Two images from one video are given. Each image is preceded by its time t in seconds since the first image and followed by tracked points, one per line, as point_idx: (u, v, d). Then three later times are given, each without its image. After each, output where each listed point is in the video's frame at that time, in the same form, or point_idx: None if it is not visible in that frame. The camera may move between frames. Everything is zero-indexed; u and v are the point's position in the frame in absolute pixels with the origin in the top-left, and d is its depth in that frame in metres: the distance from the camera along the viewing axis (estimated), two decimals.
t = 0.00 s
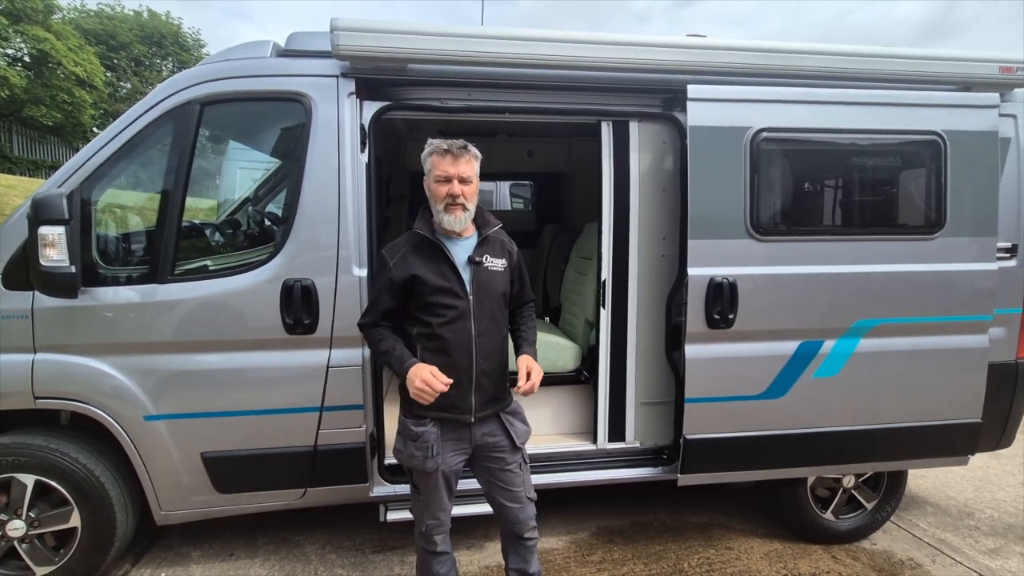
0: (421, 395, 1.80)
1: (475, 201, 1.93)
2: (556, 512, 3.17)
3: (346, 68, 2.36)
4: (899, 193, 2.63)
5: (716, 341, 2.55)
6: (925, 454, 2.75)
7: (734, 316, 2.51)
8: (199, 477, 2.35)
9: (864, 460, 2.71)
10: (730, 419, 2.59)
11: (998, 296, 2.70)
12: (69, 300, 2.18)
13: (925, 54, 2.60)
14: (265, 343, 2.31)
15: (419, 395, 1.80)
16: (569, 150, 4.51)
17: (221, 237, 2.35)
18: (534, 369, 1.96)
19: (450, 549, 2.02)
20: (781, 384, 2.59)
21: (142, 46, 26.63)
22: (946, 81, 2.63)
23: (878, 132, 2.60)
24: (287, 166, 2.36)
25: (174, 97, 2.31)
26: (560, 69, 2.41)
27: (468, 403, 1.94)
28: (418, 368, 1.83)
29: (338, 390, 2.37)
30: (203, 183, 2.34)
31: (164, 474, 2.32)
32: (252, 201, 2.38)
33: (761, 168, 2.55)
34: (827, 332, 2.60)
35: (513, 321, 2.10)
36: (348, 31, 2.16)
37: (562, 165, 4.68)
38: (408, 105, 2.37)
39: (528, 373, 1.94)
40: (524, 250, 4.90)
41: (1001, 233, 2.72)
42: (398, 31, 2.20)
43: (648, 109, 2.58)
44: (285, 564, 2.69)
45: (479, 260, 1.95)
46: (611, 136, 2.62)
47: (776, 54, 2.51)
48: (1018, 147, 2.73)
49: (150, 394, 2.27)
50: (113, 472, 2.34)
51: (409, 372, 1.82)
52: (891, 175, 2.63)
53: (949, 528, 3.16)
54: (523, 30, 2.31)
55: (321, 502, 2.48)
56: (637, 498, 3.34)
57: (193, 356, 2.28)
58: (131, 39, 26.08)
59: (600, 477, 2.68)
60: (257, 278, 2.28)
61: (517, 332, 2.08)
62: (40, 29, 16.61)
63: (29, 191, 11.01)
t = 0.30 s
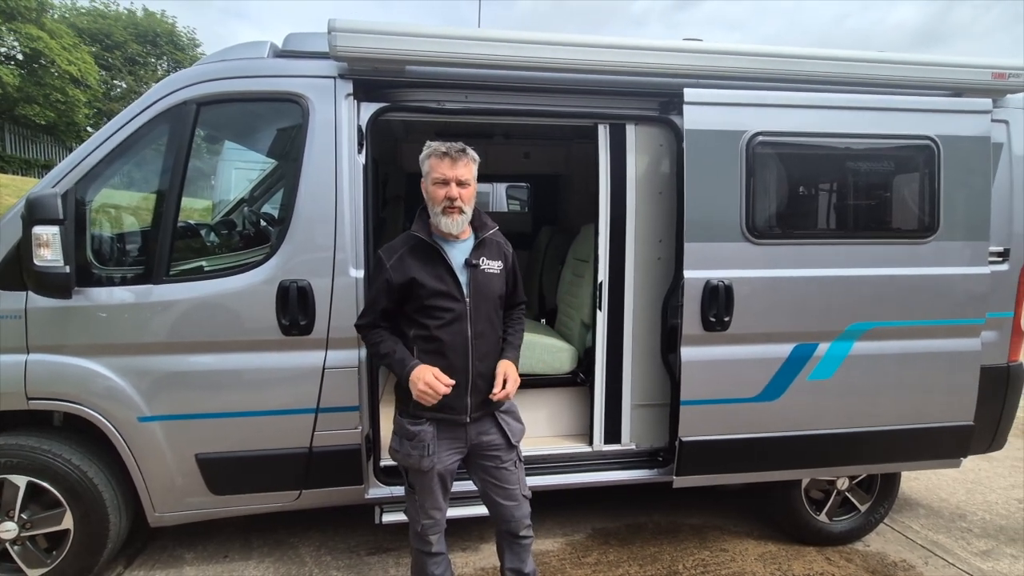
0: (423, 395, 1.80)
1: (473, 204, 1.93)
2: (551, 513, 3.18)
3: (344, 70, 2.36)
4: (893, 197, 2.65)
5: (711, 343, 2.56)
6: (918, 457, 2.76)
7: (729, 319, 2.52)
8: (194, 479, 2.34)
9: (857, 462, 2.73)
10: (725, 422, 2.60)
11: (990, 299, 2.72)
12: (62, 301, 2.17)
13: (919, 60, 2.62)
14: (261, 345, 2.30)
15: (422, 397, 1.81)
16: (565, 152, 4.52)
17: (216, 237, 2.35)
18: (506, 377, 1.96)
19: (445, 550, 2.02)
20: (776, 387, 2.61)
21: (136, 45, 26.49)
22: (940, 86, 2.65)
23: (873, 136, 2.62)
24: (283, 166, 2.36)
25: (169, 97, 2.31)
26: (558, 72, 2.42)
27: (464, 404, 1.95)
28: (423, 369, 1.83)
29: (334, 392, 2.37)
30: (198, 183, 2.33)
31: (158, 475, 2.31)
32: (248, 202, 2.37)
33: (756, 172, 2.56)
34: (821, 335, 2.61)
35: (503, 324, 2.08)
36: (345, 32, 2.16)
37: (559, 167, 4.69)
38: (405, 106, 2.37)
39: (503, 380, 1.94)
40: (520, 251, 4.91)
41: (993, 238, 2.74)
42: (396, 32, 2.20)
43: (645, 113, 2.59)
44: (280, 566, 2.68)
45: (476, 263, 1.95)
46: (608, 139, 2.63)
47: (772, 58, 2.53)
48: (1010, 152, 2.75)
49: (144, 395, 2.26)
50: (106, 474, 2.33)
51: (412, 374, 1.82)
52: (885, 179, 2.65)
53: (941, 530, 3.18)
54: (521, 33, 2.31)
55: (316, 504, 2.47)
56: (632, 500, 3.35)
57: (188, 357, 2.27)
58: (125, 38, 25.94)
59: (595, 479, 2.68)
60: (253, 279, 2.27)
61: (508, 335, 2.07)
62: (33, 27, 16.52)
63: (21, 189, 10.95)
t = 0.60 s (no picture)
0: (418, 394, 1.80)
1: (471, 203, 1.93)
2: (549, 512, 3.17)
3: (342, 67, 2.35)
4: (890, 196, 2.66)
5: (709, 342, 2.56)
6: (915, 454, 2.77)
7: (728, 317, 2.52)
8: (191, 479, 2.33)
9: (855, 460, 2.73)
10: (723, 420, 2.60)
11: (987, 298, 2.73)
12: (59, 299, 2.16)
13: (916, 59, 2.63)
14: (259, 344, 2.30)
15: (416, 394, 1.81)
16: (563, 151, 4.52)
17: (214, 236, 2.33)
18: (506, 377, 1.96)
19: (443, 549, 2.01)
20: (774, 385, 2.61)
21: (132, 44, 26.40)
22: (937, 85, 2.66)
23: (870, 135, 2.63)
24: (281, 165, 2.35)
25: (166, 95, 2.29)
26: (557, 70, 2.41)
27: (460, 402, 1.94)
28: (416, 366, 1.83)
29: (332, 390, 2.36)
30: (195, 182, 2.32)
31: (155, 475, 2.30)
32: (245, 201, 2.35)
33: (755, 171, 2.56)
34: (819, 333, 2.62)
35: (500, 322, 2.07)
36: (343, 30, 2.16)
37: (557, 166, 4.69)
38: (403, 104, 2.36)
39: (500, 379, 1.93)
40: (518, 250, 4.91)
41: (990, 236, 2.75)
42: (394, 30, 2.19)
43: (643, 111, 2.59)
44: (278, 566, 2.67)
45: (473, 262, 1.95)
46: (606, 137, 2.63)
47: (770, 57, 2.53)
48: (1006, 151, 2.77)
49: (141, 394, 2.24)
50: (103, 474, 2.31)
51: (407, 370, 1.83)
52: (883, 178, 2.66)
53: (938, 527, 3.19)
54: (520, 31, 2.31)
55: (314, 503, 2.46)
56: (630, 499, 3.35)
57: (185, 356, 2.26)
58: (121, 36, 25.85)
59: (593, 478, 2.68)
60: (251, 278, 2.26)
61: (505, 333, 2.06)
62: (28, 25, 16.45)
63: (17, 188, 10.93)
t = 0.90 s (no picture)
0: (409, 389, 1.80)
1: (464, 198, 1.92)
2: (546, 509, 3.17)
3: (336, 62, 2.33)
4: (887, 191, 2.66)
5: (706, 337, 2.56)
6: (912, 449, 2.77)
7: (725, 313, 2.52)
8: (186, 477, 2.31)
9: (851, 455, 2.74)
10: (720, 416, 2.60)
11: (984, 293, 2.73)
12: (51, 296, 2.14)
13: (913, 54, 2.62)
14: (254, 340, 2.28)
15: (407, 389, 1.80)
16: (560, 147, 4.50)
17: (208, 233, 2.30)
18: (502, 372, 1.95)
19: (439, 545, 2.00)
20: (771, 380, 2.61)
21: (126, 41, 26.24)
22: (934, 80, 2.66)
23: (866, 131, 2.62)
24: (275, 161, 2.33)
25: (159, 89, 2.27)
26: (553, 65, 2.40)
27: (454, 397, 1.93)
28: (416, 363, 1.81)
29: (328, 387, 2.34)
30: (189, 178, 2.29)
31: (149, 473, 2.28)
32: (240, 197, 2.33)
33: (751, 166, 2.56)
34: (816, 328, 2.62)
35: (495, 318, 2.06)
36: (337, 24, 2.14)
37: (553, 163, 4.67)
38: (398, 99, 2.35)
39: (494, 374, 1.93)
40: (515, 247, 4.89)
41: (986, 231, 2.75)
42: (388, 24, 2.17)
43: (640, 106, 2.58)
44: (273, 564, 2.65)
45: (467, 257, 1.93)
46: (603, 132, 2.62)
47: (767, 52, 2.52)
48: (1003, 147, 2.76)
49: (135, 392, 2.22)
50: (97, 472, 2.29)
51: (399, 365, 1.82)
52: (879, 173, 2.66)
53: (934, 522, 3.20)
54: (516, 25, 2.29)
55: (309, 501, 2.45)
56: (627, 495, 3.35)
57: (179, 353, 2.24)
58: (114, 33, 25.68)
59: (590, 474, 2.67)
60: (245, 274, 2.24)
61: (500, 328, 2.05)
62: (21, 21, 16.31)
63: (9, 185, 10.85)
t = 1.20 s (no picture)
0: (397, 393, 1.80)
1: (459, 203, 1.91)
2: (543, 512, 3.17)
3: (333, 64, 2.32)
4: (881, 194, 2.67)
5: (702, 340, 2.56)
6: (905, 451, 2.79)
7: (721, 315, 2.53)
8: (181, 480, 2.30)
9: (846, 457, 2.75)
10: (716, 418, 2.60)
11: (976, 295, 2.75)
12: (44, 299, 2.12)
13: (907, 58, 2.64)
14: (249, 343, 2.27)
15: (394, 392, 1.80)
16: (556, 149, 4.51)
17: (203, 235, 2.29)
18: (497, 374, 1.95)
19: (434, 547, 2.00)
20: (767, 383, 2.62)
21: (121, 40, 26.13)
22: (927, 84, 2.68)
23: (860, 134, 2.64)
24: (271, 163, 2.32)
25: (154, 91, 2.26)
26: (550, 68, 2.40)
27: (448, 400, 1.93)
28: (404, 365, 1.82)
29: (323, 390, 2.34)
30: (184, 180, 2.28)
31: (144, 477, 2.27)
32: (235, 199, 2.32)
33: (747, 169, 2.57)
34: (811, 331, 2.63)
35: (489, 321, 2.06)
36: (334, 26, 2.14)
37: (550, 165, 4.68)
38: (395, 102, 2.34)
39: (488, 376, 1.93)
40: (512, 249, 4.90)
41: (979, 235, 2.77)
42: (385, 26, 2.17)
43: (637, 109, 2.59)
44: (269, 567, 2.64)
45: (461, 260, 1.93)
46: (599, 135, 2.62)
47: (762, 56, 2.53)
48: (995, 151, 2.79)
49: (129, 395, 2.21)
50: (91, 475, 2.28)
51: (388, 367, 1.82)
52: (873, 177, 2.67)
53: (928, 523, 3.22)
54: (512, 28, 2.30)
55: (305, 504, 2.44)
56: (623, 497, 3.35)
57: (174, 356, 2.23)
58: (109, 33, 25.57)
59: (586, 476, 2.68)
60: (240, 277, 2.24)
61: (494, 331, 2.05)
62: (14, 20, 16.22)
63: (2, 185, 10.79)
